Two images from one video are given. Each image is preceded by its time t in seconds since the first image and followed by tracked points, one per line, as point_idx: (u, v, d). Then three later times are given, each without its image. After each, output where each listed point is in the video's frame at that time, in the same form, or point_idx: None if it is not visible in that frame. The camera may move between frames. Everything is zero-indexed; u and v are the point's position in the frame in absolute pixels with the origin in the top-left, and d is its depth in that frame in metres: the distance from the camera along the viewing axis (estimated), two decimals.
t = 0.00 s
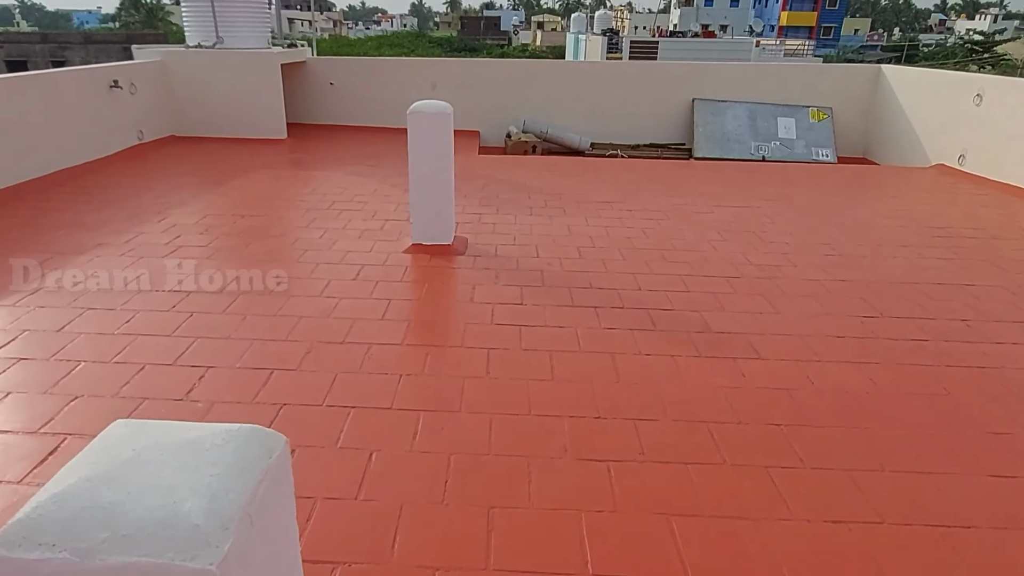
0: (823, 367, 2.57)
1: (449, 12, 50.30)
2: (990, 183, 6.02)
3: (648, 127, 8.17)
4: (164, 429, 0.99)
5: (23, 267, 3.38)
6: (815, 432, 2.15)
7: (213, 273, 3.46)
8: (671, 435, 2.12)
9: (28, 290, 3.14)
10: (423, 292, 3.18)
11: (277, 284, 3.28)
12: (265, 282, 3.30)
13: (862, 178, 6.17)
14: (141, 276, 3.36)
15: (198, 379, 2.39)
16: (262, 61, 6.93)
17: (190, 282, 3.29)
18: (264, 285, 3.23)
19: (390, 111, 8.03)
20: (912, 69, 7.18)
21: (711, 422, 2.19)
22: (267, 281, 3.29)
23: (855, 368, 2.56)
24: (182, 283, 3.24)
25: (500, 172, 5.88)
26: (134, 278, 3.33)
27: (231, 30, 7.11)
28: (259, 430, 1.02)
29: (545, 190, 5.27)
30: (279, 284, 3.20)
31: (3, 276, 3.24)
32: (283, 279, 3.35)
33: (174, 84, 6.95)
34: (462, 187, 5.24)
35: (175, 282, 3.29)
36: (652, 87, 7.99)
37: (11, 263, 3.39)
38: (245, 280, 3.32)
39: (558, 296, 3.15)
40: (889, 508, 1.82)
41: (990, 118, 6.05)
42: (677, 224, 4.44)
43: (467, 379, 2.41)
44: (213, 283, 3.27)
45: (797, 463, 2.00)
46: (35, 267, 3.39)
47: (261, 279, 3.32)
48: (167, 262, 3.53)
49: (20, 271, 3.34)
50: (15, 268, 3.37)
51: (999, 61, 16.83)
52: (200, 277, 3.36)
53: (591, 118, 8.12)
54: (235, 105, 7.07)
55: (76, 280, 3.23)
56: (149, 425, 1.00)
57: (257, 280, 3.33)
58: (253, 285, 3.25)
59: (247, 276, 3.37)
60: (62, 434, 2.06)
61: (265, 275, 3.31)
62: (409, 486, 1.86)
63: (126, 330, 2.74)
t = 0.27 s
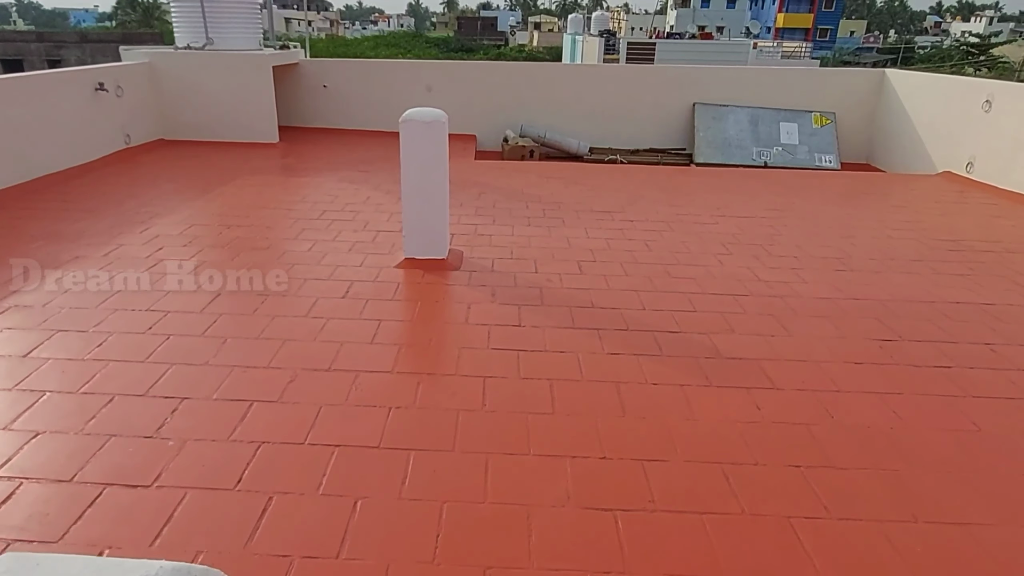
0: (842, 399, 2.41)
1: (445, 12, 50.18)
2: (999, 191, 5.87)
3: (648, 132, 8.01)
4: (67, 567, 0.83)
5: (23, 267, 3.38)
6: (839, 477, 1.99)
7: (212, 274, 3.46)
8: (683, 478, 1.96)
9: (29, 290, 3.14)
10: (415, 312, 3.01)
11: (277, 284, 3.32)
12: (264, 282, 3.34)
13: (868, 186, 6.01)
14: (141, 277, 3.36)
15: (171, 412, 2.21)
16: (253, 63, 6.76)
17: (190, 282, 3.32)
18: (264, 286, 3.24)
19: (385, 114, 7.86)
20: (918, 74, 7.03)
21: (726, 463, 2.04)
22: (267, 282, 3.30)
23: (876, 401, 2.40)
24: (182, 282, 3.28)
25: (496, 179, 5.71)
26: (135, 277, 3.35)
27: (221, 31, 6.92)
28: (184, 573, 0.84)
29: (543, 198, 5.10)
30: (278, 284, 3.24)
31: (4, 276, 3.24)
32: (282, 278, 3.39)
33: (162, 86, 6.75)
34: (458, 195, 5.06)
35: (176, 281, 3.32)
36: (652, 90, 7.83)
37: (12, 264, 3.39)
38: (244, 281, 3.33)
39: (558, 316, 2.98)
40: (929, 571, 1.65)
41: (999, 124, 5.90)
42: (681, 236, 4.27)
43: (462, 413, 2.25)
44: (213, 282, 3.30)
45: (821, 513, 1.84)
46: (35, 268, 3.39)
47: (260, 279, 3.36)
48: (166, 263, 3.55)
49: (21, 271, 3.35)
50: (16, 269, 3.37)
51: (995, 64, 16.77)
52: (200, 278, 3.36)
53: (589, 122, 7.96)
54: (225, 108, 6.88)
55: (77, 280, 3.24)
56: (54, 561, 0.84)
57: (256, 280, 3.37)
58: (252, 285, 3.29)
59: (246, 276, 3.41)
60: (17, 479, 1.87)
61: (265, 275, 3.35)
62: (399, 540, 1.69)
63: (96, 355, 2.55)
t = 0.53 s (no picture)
0: (863, 428, 2.22)
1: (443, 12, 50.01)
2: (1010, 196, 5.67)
3: (648, 133, 7.81)
4: None
5: (24, 265, 3.34)
6: (866, 520, 1.80)
7: (211, 273, 3.40)
8: (692, 521, 1.77)
9: (27, 289, 3.09)
10: (402, 327, 2.81)
11: (277, 284, 3.25)
12: (264, 282, 3.27)
13: (875, 190, 5.82)
14: (139, 275, 3.31)
15: (127, 445, 2.00)
16: (241, 61, 6.56)
17: (189, 281, 3.25)
18: (263, 285, 3.19)
19: (378, 114, 7.66)
20: (925, 75, 6.83)
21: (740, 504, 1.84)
22: (266, 281, 3.26)
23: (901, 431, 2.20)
24: (181, 282, 3.21)
25: (491, 182, 5.51)
26: (133, 277, 3.28)
27: (208, 28, 6.72)
28: None
29: (540, 203, 4.91)
30: (279, 284, 3.17)
31: (2, 274, 3.18)
32: (283, 278, 3.33)
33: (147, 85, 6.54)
34: (451, 200, 4.87)
35: (175, 281, 3.25)
36: (653, 91, 7.63)
37: (10, 262, 3.33)
38: (243, 280, 3.28)
39: (555, 333, 2.78)
40: None
41: (1009, 126, 5.69)
42: (684, 243, 4.08)
43: (450, 444, 2.05)
44: (213, 282, 3.24)
45: (848, 564, 1.65)
46: (35, 267, 3.33)
47: (261, 279, 3.29)
48: (166, 261, 3.48)
49: (20, 268, 3.31)
50: (13, 267, 3.32)
51: (995, 64, 16.62)
52: (198, 277, 3.30)
53: (588, 123, 7.76)
54: (212, 108, 6.68)
55: (76, 279, 3.19)
56: None
57: (256, 279, 3.30)
58: (253, 285, 3.22)
59: (246, 276, 3.34)
60: None
61: (265, 275, 3.28)
62: None
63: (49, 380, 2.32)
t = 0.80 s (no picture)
0: (882, 467, 2.03)
1: (443, 11, 49.86)
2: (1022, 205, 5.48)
3: (649, 137, 7.63)
4: None
5: (26, 263, 3.37)
6: None
7: (212, 272, 3.42)
8: None
9: (29, 287, 3.11)
10: (386, 350, 2.63)
11: (277, 284, 3.27)
12: (264, 281, 3.29)
13: (882, 198, 5.64)
14: (139, 274, 3.33)
15: (73, 488, 1.82)
16: (230, 61, 6.38)
17: (189, 281, 3.26)
18: (264, 284, 3.23)
19: (372, 116, 7.48)
20: (934, 78, 6.64)
21: (749, 561, 1.65)
22: (266, 280, 3.28)
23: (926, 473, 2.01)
24: (182, 282, 3.21)
25: (486, 188, 5.33)
26: (132, 277, 3.28)
27: (195, 27, 6.56)
28: None
29: (536, 210, 4.73)
30: (279, 283, 3.20)
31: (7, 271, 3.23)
32: (283, 278, 3.34)
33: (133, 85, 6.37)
34: (444, 207, 4.68)
35: (175, 282, 3.25)
36: (654, 93, 7.45)
37: (13, 260, 3.37)
38: (244, 279, 3.30)
39: (550, 356, 2.60)
40: None
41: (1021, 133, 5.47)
42: (686, 255, 3.89)
43: (431, 487, 1.86)
44: (213, 283, 3.25)
45: None
46: (34, 266, 3.33)
47: (261, 278, 3.31)
48: (166, 261, 3.48)
49: (25, 264, 3.35)
50: (14, 267, 3.32)
51: (1000, 66, 16.42)
52: (199, 276, 3.32)
53: (587, 126, 7.58)
54: (200, 109, 6.50)
55: (76, 280, 3.19)
56: None
57: (256, 279, 3.31)
58: (253, 285, 3.23)
59: (246, 276, 3.36)
60: None
61: (265, 274, 3.29)
62: None
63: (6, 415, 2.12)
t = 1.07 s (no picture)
0: (908, 510, 1.85)
1: (442, 10, 49.71)
2: None
3: (650, 140, 7.45)
4: None
5: (28, 261, 3.39)
6: None
7: (212, 272, 3.41)
8: None
9: (32, 286, 3.12)
10: (369, 373, 2.45)
11: (277, 284, 3.26)
12: (263, 282, 3.28)
13: (891, 203, 5.47)
14: (139, 274, 3.33)
15: (15, 538, 1.64)
16: (218, 61, 6.22)
17: (189, 281, 3.26)
18: (263, 284, 3.22)
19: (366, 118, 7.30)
20: (943, 81, 6.46)
21: None
22: (266, 281, 3.27)
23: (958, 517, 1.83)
24: (182, 282, 3.22)
25: (482, 194, 5.15)
26: (132, 277, 3.28)
27: (183, 26, 6.40)
28: None
29: (533, 218, 4.55)
30: (279, 284, 3.19)
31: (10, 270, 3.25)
32: (283, 279, 3.33)
33: (119, 85, 6.20)
34: (437, 214, 4.51)
35: (175, 282, 3.25)
36: (655, 95, 7.27)
37: (15, 259, 3.39)
38: (244, 280, 3.30)
39: (545, 380, 2.43)
40: None
41: None
42: (690, 266, 3.72)
43: (412, 535, 1.69)
44: (213, 283, 3.25)
45: None
46: (36, 265, 3.34)
47: (261, 279, 3.30)
48: (167, 260, 3.48)
49: (28, 263, 3.37)
50: (16, 265, 3.34)
51: (1001, 68, 16.29)
52: (199, 277, 3.32)
53: (586, 128, 7.40)
54: (188, 110, 6.33)
55: (75, 279, 3.18)
56: None
57: (255, 280, 3.30)
58: (253, 285, 3.23)
59: (246, 276, 3.35)
60: None
61: (265, 274, 3.29)
62: None
63: None
